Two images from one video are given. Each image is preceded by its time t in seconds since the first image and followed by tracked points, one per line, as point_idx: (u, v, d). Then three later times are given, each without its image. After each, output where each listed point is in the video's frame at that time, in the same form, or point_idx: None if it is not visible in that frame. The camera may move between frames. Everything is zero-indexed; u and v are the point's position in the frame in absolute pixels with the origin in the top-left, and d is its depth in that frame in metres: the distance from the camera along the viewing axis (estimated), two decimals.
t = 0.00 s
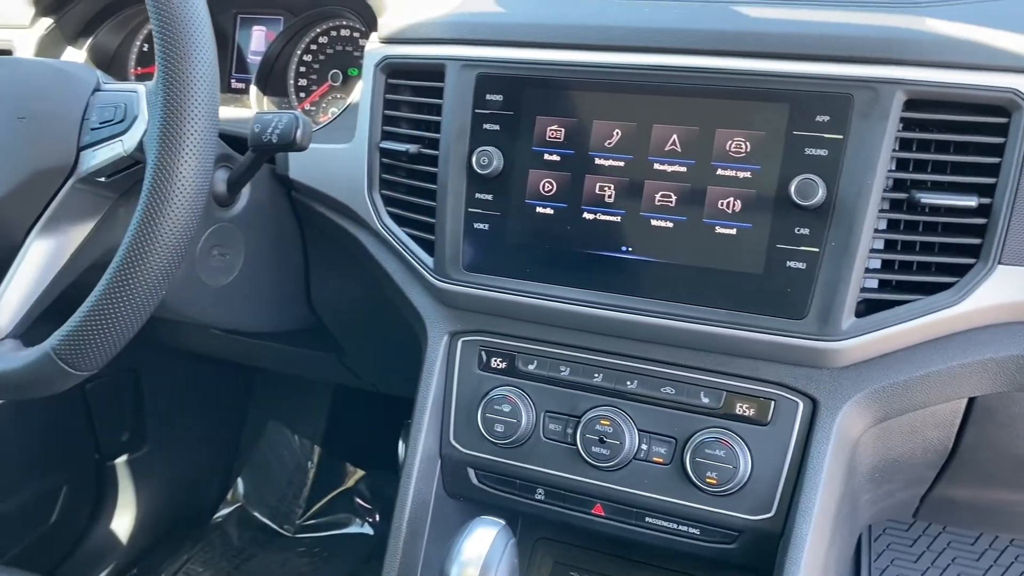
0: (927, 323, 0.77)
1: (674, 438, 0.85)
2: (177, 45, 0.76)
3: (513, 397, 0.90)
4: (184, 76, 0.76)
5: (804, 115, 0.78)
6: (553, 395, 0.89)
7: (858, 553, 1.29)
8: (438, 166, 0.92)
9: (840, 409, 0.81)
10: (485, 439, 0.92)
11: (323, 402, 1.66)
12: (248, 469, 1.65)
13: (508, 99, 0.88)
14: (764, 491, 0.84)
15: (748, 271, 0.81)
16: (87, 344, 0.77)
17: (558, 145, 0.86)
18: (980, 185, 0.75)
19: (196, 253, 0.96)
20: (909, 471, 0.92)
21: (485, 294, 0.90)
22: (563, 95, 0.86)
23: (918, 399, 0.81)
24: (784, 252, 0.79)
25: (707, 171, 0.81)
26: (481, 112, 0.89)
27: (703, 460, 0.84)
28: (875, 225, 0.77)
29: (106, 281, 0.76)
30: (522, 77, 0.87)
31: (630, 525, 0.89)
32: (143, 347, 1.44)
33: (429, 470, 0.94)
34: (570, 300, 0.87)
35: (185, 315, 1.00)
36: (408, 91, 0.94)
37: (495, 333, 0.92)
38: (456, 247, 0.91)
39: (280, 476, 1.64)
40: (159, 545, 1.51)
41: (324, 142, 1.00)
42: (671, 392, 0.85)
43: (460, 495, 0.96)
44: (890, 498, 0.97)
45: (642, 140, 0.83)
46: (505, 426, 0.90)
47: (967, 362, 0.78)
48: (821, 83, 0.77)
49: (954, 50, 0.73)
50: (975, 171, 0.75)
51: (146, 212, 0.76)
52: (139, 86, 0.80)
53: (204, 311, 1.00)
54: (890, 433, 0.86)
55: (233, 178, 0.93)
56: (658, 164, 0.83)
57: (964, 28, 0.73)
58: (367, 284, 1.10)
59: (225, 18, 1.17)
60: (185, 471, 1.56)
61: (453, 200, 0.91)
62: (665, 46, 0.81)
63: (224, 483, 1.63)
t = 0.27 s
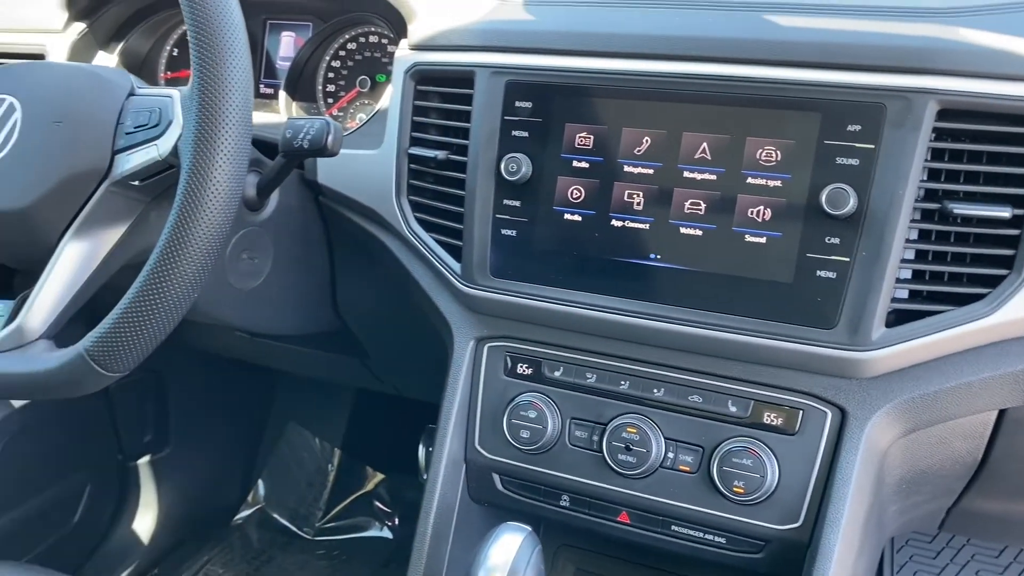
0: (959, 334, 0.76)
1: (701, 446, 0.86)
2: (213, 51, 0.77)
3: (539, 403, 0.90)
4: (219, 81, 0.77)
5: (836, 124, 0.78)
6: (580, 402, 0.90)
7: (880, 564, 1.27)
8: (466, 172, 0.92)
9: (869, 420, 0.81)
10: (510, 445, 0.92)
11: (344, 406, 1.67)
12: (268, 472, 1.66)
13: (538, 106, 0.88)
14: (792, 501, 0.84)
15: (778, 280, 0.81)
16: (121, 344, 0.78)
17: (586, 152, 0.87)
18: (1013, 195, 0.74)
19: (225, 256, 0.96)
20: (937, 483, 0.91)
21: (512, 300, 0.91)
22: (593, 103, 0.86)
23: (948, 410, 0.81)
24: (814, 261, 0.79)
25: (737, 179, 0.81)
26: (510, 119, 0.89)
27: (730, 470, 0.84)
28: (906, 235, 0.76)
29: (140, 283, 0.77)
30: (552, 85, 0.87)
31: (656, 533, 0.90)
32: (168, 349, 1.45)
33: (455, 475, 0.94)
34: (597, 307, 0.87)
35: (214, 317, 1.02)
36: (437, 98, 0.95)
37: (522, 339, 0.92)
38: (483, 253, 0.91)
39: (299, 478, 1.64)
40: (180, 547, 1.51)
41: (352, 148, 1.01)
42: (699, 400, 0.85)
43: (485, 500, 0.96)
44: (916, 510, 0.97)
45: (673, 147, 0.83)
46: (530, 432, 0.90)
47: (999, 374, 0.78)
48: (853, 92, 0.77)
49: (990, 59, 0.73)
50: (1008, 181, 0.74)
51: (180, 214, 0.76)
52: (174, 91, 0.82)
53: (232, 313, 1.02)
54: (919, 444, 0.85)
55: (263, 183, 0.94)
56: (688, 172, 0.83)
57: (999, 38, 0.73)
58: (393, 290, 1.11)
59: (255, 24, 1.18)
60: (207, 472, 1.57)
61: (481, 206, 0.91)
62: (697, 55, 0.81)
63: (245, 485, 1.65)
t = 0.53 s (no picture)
0: (995, 347, 0.75)
1: (732, 458, 0.85)
2: (250, 58, 0.77)
3: (568, 412, 0.90)
4: (256, 87, 0.78)
5: (871, 135, 0.77)
6: (609, 411, 0.89)
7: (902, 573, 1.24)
8: (496, 179, 0.92)
9: (902, 433, 0.80)
10: (538, 454, 0.92)
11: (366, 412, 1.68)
12: (291, 475, 1.66)
13: (570, 114, 0.88)
14: (823, 514, 0.83)
15: (811, 291, 0.80)
16: (156, 346, 0.79)
17: (618, 161, 0.87)
18: None
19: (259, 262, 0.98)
20: (970, 497, 0.90)
21: (541, 309, 0.91)
22: (626, 112, 0.86)
23: (983, 424, 0.79)
24: (847, 273, 0.79)
25: (770, 190, 0.81)
26: (542, 127, 0.89)
27: (761, 481, 0.84)
28: (941, 247, 0.76)
29: (174, 287, 0.78)
30: (584, 93, 0.87)
31: (684, 544, 0.89)
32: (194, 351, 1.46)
33: (482, 482, 0.95)
34: (627, 316, 0.87)
35: (243, 321, 1.04)
36: (467, 105, 0.95)
37: (550, 347, 0.92)
38: (512, 260, 0.92)
39: (322, 482, 1.64)
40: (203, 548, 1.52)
41: (383, 155, 1.02)
42: (729, 411, 0.85)
43: (511, 508, 0.96)
44: (946, 524, 0.96)
45: (706, 157, 0.83)
46: (559, 441, 0.90)
47: None
48: (889, 103, 0.76)
49: None
50: None
51: (217, 218, 0.77)
52: (210, 98, 0.82)
53: (262, 316, 1.03)
54: (952, 458, 0.84)
55: (294, 189, 0.95)
56: (720, 182, 0.83)
57: None
58: (421, 296, 1.11)
59: (286, 30, 1.19)
60: (230, 475, 1.58)
61: (511, 214, 0.91)
62: (731, 64, 0.81)
63: (268, 488, 1.65)
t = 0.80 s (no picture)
0: None
1: (759, 469, 0.85)
2: (285, 67, 0.79)
3: (594, 421, 0.91)
4: (290, 95, 0.79)
5: (903, 148, 0.77)
6: (635, 420, 0.90)
7: None
8: (525, 188, 0.92)
9: (932, 447, 0.80)
10: (564, 462, 0.92)
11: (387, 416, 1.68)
12: (311, 479, 1.66)
13: (600, 124, 0.89)
14: (851, 527, 0.83)
15: (841, 303, 0.80)
16: (189, 351, 0.80)
17: (647, 170, 0.87)
18: None
19: (289, 268, 1.01)
20: (1000, 513, 0.89)
21: (568, 317, 0.91)
22: (656, 122, 0.86)
23: (1015, 439, 0.79)
24: (878, 285, 0.79)
25: (801, 201, 0.81)
26: (571, 137, 0.90)
27: (788, 493, 0.84)
28: (973, 261, 0.75)
29: (208, 292, 0.79)
30: (614, 103, 0.88)
31: (710, 555, 0.89)
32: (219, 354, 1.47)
33: (507, 490, 0.95)
34: (655, 326, 0.87)
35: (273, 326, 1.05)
36: (497, 114, 0.95)
37: (577, 356, 0.92)
38: (540, 268, 0.92)
39: (343, 487, 1.64)
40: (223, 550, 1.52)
41: (412, 163, 1.02)
42: (757, 422, 0.85)
43: (536, 516, 0.96)
44: (975, 539, 0.95)
45: (736, 167, 0.83)
46: (585, 449, 0.90)
47: None
48: (921, 116, 0.76)
49: None
50: None
51: (251, 224, 0.78)
52: (244, 105, 0.83)
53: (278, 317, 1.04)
54: (984, 474, 0.83)
55: (324, 195, 0.96)
56: (750, 193, 0.83)
57: None
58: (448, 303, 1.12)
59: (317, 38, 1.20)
60: (252, 478, 1.59)
61: (539, 222, 0.92)
62: (762, 76, 0.81)
63: (290, 490, 1.65)
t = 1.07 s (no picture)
0: None
1: (790, 481, 0.85)
2: (322, 77, 0.79)
3: (624, 431, 0.91)
4: (327, 104, 0.79)
5: (940, 161, 0.76)
6: (665, 431, 0.90)
7: None
8: (556, 197, 0.93)
9: (966, 462, 0.80)
10: (593, 472, 0.93)
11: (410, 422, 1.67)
12: (334, 484, 1.65)
13: (633, 134, 0.89)
14: (883, 542, 0.82)
15: (875, 317, 0.79)
16: (224, 356, 0.80)
17: (680, 181, 0.87)
18: None
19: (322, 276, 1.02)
20: None
21: (598, 327, 0.91)
22: (689, 132, 0.86)
23: None
24: (913, 299, 0.78)
25: (835, 213, 0.80)
26: (604, 146, 0.90)
27: (820, 506, 0.83)
28: (1010, 275, 0.75)
29: (243, 298, 0.80)
30: (646, 113, 0.88)
31: (739, 568, 0.89)
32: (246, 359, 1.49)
33: (536, 498, 0.96)
34: (686, 337, 0.87)
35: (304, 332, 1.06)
36: (528, 124, 0.96)
37: (607, 366, 0.93)
38: (571, 277, 0.92)
39: (365, 494, 1.64)
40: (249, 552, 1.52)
41: (443, 171, 1.03)
42: (788, 434, 0.85)
43: (564, 526, 0.96)
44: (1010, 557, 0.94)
45: (770, 179, 0.83)
46: (614, 460, 0.91)
47: None
48: (959, 129, 0.75)
49: None
50: None
51: (286, 231, 0.79)
52: (281, 113, 0.84)
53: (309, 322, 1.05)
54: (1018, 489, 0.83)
55: (355, 202, 0.96)
56: (784, 205, 0.82)
57: None
58: (477, 312, 1.12)
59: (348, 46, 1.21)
60: (274, 482, 1.60)
61: (571, 232, 0.92)
62: (796, 87, 0.81)
63: (311, 496, 1.64)
